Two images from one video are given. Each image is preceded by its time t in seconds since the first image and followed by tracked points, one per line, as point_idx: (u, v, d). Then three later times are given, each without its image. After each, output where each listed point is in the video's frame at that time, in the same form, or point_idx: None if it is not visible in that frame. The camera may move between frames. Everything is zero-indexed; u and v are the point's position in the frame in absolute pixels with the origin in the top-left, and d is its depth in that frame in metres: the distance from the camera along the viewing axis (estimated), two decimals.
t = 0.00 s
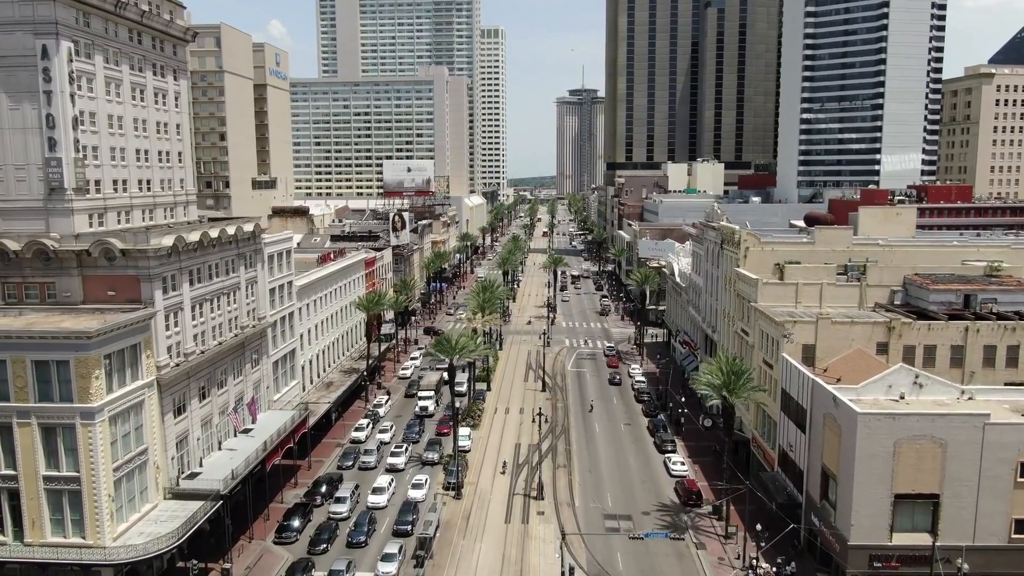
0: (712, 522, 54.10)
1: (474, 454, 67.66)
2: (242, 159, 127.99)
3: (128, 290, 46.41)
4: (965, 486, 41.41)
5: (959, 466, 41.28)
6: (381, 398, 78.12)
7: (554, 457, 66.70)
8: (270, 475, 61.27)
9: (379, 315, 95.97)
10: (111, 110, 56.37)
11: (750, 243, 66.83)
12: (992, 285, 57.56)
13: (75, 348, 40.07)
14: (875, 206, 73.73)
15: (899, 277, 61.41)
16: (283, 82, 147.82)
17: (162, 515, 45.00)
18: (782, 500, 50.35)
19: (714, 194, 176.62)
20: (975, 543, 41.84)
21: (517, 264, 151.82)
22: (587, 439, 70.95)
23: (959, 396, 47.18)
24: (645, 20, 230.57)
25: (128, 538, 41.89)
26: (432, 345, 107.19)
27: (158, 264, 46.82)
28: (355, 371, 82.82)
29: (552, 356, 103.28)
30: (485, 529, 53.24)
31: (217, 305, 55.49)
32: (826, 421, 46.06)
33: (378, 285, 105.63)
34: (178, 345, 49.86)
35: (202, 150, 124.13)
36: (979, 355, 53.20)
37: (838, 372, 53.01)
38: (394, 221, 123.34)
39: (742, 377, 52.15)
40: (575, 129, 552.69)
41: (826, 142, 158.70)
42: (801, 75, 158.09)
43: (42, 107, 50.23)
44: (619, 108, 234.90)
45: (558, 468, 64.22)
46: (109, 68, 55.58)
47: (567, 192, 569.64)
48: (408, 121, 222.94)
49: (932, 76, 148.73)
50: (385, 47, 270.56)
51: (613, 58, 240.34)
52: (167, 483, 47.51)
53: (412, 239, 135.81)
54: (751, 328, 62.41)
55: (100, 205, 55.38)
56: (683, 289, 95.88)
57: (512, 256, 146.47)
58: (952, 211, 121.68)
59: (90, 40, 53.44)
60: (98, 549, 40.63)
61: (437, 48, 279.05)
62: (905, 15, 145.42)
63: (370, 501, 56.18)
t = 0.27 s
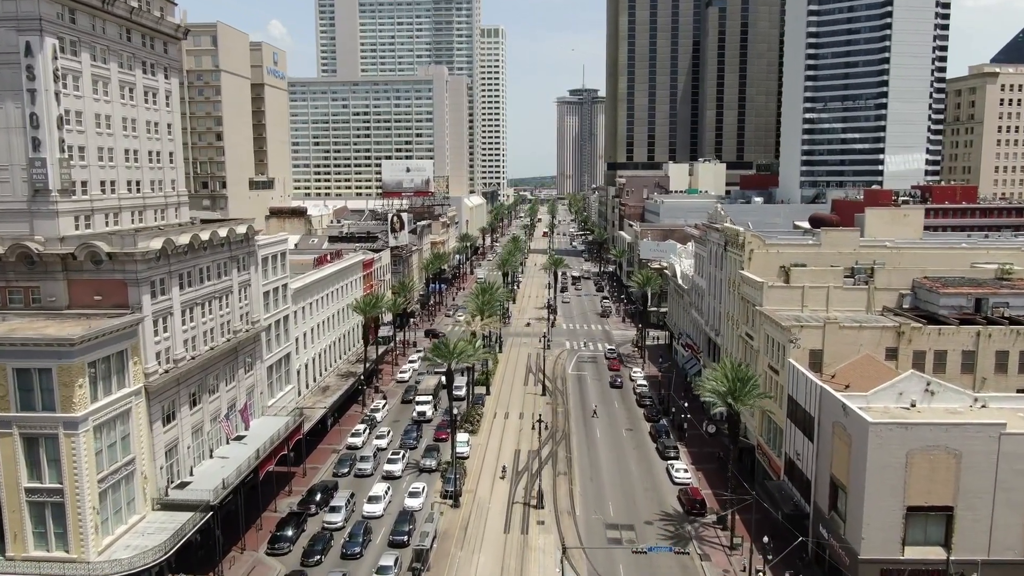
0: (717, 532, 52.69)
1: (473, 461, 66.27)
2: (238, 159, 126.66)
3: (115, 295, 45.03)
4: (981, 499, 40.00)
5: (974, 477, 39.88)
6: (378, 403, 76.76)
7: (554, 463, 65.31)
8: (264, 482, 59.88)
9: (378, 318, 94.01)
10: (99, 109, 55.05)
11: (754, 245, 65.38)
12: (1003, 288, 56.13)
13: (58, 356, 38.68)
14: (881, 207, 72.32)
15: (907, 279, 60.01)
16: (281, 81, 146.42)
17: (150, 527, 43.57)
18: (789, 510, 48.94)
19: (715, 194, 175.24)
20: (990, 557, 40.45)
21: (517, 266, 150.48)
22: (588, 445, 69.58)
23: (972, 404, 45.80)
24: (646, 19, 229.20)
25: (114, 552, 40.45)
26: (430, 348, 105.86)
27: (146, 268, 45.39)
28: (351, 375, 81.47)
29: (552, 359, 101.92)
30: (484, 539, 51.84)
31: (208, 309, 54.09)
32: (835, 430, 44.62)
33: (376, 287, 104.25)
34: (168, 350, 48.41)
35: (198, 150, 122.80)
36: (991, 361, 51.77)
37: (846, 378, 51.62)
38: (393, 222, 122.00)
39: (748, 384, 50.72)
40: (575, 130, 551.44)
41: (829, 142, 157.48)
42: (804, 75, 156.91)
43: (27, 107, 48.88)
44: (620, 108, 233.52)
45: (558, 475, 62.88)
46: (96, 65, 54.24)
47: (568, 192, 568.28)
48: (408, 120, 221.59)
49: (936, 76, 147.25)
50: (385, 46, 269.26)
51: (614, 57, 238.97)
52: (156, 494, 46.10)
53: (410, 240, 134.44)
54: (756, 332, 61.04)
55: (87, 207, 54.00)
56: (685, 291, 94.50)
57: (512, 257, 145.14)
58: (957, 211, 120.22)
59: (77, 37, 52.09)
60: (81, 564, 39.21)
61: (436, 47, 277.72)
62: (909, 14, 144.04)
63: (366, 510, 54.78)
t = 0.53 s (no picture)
0: (722, 543, 51.26)
1: (471, 468, 64.88)
2: (235, 160, 125.34)
3: (101, 299, 43.63)
4: (997, 512, 38.56)
5: (990, 490, 38.47)
6: (374, 408, 75.35)
7: (555, 471, 63.90)
8: (257, 491, 58.43)
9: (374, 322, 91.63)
10: (86, 108, 53.68)
11: (759, 248, 63.90)
12: (1015, 292, 54.64)
13: (39, 365, 37.29)
14: (889, 209, 70.85)
15: (916, 283, 58.58)
16: (278, 81, 144.96)
17: (136, 540, 42.11)
18: (796, 522, 47.49)
19: (717, 195, 173.88)
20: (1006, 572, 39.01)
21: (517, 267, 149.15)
22: (589, 452, 68.19)
23: (986, 412, 44.41)
24: (647, 18, 227.78)
25: (97, 568, 39.01)
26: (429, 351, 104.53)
27: (133, 272, 43.98)
28: (348, 380, 80.11)
29: (553, 362, 100.50)
30: (481, 551, 50.39)
31: (199, 313, 52.67)
32: (844, 440, 43.18)
33: (374, 289, 102.86)
34: (156, 356, 46.95)
35: (194, 150, 121.50)
36: (1003, 367, 50.26)
37: (854, 384, 50.20)
38: (391, 223, 120.02)
39: (754, 391, 49.26)
40: (575, 130, 550.33)
41: (831, 142, 155.87)
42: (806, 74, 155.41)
43: (9, 106, 47.55)
44: (620, 108, 232.21)
45: (558, 483, 61.47)
46: (82, 63, 52.85)
47: (568, 192, 567.01)
48: (407, 120, 220.20)
49: (940, 75, 145.81)
50: (384, 46, 268.06)
51: (614, 56, 237.56)
52: (144, 505, 44.67)
53: (409, 241, 133.09)
54: (761, 337, 59.66)
55: (72, 209, 52.70)
56: (687, 293, 93.07)
57: (511, 258, 143.84)
58: (963, 212, 118.69)
59: (61, 34, 50.67)
60: None
61: (436, 47, 276.32)
62: (913, 13, 142.59)
63: (361, 520, 53.33)
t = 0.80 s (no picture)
0: (726, 555, 49.83)
1: (469, 475, 63.49)
2: (231, 160, 123.83)
3: (85, 305, 42.21)
4: (1014, 526, 37.16)
5: (1006, 503, 37.10)
6: (371, 413, 73.96)
7: (554, 478, 62.53)
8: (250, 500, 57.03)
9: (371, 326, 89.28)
10: (72, 108, 52.38)
11: (764, 250, 62.45)
12: None
13: (18, 374, 35.91)
14: (895, 210, 69.44)
15: (925, 287, 57.18)
16: (276, 80, 143.51)
17: (121, 554, 40.70)
18: (803, 534, 46.07)
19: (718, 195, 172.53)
20: None
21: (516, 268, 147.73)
22: (589, 459, 66.81)
23: (1000, 422, 43.02)
24: (648, 18, 226.39)
25: None
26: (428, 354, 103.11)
27: (119, 276, 42.55)
28: (344, 384, 78.71)
29: (553, 365, 99.11)
30: (479, 563, 48.98)
31: (189, 318, 51.22)
32: (854, 451, 41.76)
33: (372, 291, 101.38)
34: (144, 364, 45.52)
35: (190, 150, 120.04)
36: (1016, 373, 48.79)
37: (862, 391, 48.79)
38: (388, 224, 117.59)
39: (761, 399, 47.82)
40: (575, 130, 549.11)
41: (834, 142, 154.27)
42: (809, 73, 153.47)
43: None
44: (621, 108, 230.88)
45: (558, 491, 60.10)
46: (68, 61, 51.53)
47: (568, 193, 565.74)
48: (406, 120, 218.87)
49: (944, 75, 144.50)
50: (383, 45, 266.92)
51: (615, 56, 236.22)
52: (130, 517, 43.23)
53: (408, 242, 131.60)
54: (766, 342, 58.25)
55: (57, 211, 51.44)
56: (689, 295, 91.68)
57: (511, 260, 142.53)
58: (968, 213, 117.30)
59: (45, 30, 49.38)
60: None
61: (435, 47, 274.84)
62: (916, 11, 141.17)
63: (355, 531, 51.93)
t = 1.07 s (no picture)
0: (732, 567, 48.39)
1: (467, 483, 62.05)
2: (228, 160, 122.45)
3: (69, 311, 40.81)
4: None
5: None
6: (367, 418, 72.52)
7: (555, 486, 61.09)
8: (242, 509, 55.57)
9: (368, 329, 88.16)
10: (58, 107, 51.09)
11: (768, 253, 61.07)
12: None
13: None
14: (903, 212, 68.01)
15: (935, 291, 55.76)
16: (274, 79, 142.01)
17: (106, 569, 39.26)
18: (811, 546, 44.65)
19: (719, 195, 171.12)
20: None
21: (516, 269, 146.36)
22: (590, 466, 65.39)
23: (1016, 431, 41.60)
24: (648, 17, 224.91)
25: None
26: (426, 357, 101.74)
27: (104, 281, 41.17)
28: (341, 389, 77.27)
29: (553, 368, 97.69)
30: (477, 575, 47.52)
31: (179, 323, 49.79)
32: (865, 462, 40.30)
33: (369, 293, 99.92)
34: (131, 371, 44.12)
35: (185, 150, 118.56)
36: None
37: (871, 399, 47.34)
38: (387, 226, 117.10)
39: (768, 408, 46.33)
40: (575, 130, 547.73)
41: (837, 142, 152.90)
42: (812, 72, 152.04)
43: None
44: (622, 108, 229.50)
45: (558, 499, 58.69)
46: (52, 59, 50.23)
47: (568, 193, 564.25)
48: (405, 120, 217.46)
49: (948, 74, 143.07)
50: (383, 45, 265.69)
51: (616, 55, 234.76)
52: (116, 530, 41.80)
53: (406, 244, 130.19)
54: (771, 347, 56.81)
55: (41, 213, 50.14)
56: (691, 298, 90.25)
57: (511, 261, 141.13)
58: (974, 214, 115.81)
59: (27, 27, 48.08)
60: None
61: (435, 46, 273.37)
62: (920, 10, 139.84)
63: (349, 542, 50.48)
